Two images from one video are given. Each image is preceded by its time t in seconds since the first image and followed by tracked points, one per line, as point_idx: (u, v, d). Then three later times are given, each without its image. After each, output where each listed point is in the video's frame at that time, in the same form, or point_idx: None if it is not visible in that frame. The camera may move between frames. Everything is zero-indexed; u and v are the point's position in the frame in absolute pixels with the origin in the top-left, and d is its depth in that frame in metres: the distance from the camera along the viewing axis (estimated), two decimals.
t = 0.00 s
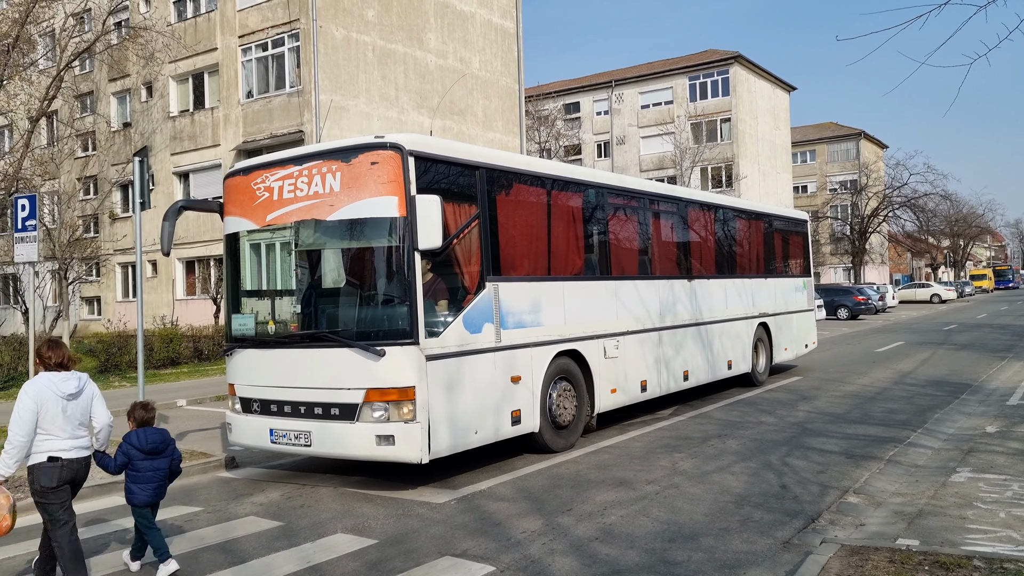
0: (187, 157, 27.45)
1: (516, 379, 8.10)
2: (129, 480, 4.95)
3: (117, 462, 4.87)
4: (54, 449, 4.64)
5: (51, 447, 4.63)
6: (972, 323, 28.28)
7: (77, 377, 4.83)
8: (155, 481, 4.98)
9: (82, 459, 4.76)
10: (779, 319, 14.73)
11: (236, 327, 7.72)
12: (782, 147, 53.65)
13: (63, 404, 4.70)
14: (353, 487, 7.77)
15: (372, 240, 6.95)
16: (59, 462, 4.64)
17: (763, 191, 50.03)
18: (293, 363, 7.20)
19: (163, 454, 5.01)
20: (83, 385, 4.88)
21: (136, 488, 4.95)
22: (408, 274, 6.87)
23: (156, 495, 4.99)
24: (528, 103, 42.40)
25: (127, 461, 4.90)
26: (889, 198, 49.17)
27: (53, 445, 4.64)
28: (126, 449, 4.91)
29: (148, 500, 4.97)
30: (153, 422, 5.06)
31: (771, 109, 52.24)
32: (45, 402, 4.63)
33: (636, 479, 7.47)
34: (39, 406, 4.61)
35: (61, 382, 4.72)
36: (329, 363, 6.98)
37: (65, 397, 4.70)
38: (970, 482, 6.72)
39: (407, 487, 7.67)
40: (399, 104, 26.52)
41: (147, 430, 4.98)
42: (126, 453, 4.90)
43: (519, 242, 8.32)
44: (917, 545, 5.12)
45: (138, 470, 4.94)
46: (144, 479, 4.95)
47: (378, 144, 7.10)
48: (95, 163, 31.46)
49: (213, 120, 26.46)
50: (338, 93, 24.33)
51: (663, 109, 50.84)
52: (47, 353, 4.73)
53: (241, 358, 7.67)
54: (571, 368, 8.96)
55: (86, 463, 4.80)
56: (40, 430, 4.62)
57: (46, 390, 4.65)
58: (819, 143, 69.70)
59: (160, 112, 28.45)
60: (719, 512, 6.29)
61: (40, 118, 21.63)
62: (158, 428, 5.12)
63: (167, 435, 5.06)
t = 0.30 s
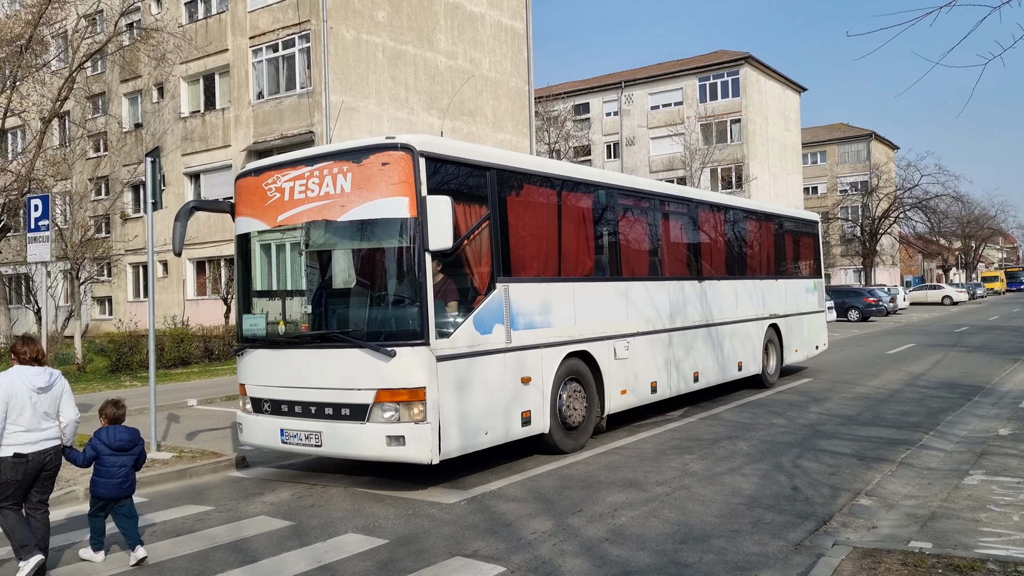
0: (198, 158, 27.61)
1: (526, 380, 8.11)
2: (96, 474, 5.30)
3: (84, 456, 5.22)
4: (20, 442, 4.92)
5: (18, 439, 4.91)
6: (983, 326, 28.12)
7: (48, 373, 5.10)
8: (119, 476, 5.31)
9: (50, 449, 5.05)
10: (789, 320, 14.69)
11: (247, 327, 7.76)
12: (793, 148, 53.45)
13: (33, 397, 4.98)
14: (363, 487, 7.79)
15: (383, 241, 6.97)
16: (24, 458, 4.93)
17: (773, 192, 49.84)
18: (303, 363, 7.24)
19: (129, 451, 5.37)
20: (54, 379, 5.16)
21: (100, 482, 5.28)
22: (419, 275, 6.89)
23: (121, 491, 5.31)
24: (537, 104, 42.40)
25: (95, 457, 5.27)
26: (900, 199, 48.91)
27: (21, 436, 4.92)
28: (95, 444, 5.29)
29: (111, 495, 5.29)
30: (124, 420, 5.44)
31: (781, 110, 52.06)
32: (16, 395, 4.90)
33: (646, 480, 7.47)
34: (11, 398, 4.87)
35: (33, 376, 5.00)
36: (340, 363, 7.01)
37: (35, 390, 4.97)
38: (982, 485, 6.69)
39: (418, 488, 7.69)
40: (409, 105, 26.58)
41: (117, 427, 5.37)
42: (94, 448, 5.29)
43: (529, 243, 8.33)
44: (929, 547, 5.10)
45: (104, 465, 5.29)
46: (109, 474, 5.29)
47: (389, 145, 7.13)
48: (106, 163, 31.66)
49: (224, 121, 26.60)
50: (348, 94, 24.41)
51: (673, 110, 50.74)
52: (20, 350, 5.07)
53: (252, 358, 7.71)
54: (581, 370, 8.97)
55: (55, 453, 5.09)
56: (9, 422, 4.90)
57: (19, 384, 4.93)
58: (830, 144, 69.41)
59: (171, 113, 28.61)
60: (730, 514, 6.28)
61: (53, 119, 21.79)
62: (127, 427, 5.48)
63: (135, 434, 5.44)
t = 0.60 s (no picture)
0: (205, 159, 27.69)
1: (532, 382, 8.11)
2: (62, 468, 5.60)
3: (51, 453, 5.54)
4: None
5: None
6: (991, 328, 27.98)
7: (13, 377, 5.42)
8: (83, 470, 5.59)
9: (11, 451, 5.32)
10: (796, 323, 14.66)
11: (253, 328, 7.78)
12: (799, 150, 53.33)
13: None
14: (369, 488, 7.80)
15: (389, 241, 6.98)
16: None
17: (779, 194, 49.72)
18: (309, 364, 7.25)
19: (92, 445, 5.64)
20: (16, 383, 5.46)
21: (67, 476, 5.57)
22: (425, 276, 6.90)
23: (86, 482, 5.62)
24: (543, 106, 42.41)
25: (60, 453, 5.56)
26: (907, 201, 48.76)
27: None
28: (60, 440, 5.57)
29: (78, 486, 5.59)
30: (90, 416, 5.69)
31: (787, 112, 51.94)
32: None
33: (652, 482, 7.46)
34: None
35: None
36: (346, 364, 7.02)
37: None
38: (990, 488, 6.66)
39: (423, 489, 7.69)
40: (415, 106, 26.61)
41: (80, 423, 5.63)
42: (59, 444, 5.56)
43: (535, 244, 8.33)
44: (937, 551, 5.08)
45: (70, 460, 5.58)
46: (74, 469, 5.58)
47: (396, 146, 7.14)
48: (113, 164, 31.77)
49: (230, 123, 26.67)
50: (354, 95, 24.46)
51: (679, 112, 50.70)
52: None
53: (257, 359, 7.74)
54: (587, 371, 8.96)
55: (18, 454, 5.35)
56: None
57: None
58: (836, 146, 69.26)
59: (178, 114, 28.72)
60: (736, 517, 6.27)
61: (60, 120, 21.88)
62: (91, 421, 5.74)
63: (99, 427, 5.68)
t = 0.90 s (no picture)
0: (209, 159, 27.74)
1: (535, 383, 8.11)
2: (42, 460, 5.90)
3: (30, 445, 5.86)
4: None
5: None
6: (994, 331, 27.95)
7: None
8: (63, 459, 5.95)
9: None
10: (800, 325, 14.64)
11: (256, 329, 7.79)
12: (803, 152, 53.27)
13: None
14: (371, 489, 7.80)
15: (392, 242, 6.99)
16: None
17: (783, 196, 49.65)
18: (312, 365, 7.25)
19: (70, 438, 6.03)
20: None
21: (48, 467, 5.89)
22: (429, 277, 6.90)
23: (66, 473, 5.96)
24: (547, 108, 42.42)
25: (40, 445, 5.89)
26: (911, 204, 48.68)
27: None
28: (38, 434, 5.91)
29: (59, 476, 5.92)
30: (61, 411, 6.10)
31: (791, 114, 51.89)
32: None
33: (655, 485, 7.45)
34: None
35: None
36: (348, 365, 7.03)
37: None
38: (994, 492, 6.64)
39: (426, 490, 7.69)
40: (419, 107, 26.63)
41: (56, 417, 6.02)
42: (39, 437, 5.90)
43: (539, 246, 8.32)
44: (941, 555, 5.06)
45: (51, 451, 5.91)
46: (54, 459, 5.92)
47: (399, 147, 7.14)
48: (118, 165, 31.84)
49: (234, 123, 26.73)
50: (358, 96, 24.49)
51: (683, 114, 50.71)
52: None
53: (260, 360, 7.74)
54: (590, 373, 8.96)
55: None
56: None
57: None
58: (840, 148, 69.19)
59: (182, 115, 28.78)
60: (740, 519, 6.26)
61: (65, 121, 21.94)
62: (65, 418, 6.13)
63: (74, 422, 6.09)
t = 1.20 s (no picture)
0: (211, 160, 27.77)
1: (536, 385, 8.11)
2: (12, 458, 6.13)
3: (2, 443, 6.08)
4: None
5: None
6: (996, 334, 27.93)
7: None
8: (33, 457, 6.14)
9: None
10: (801, 327, 14.62)
11: (258, 329, 7.79)
12: (806, 155, 53.22)
13: None
14: (372, 490, 7.79)
15: (394, 243, 6.99)
16: None
17: (785, 198, 49.61)
18: (314, 365, 7.25)
19: (41, 437, 6.22)
20: None
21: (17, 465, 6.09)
22: (430, 278, 6.90)
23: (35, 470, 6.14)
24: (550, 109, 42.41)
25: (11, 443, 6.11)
26: (914, 207, 48.74)
27: None
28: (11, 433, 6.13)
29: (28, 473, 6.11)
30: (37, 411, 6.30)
31: (794, 116, 51.86)
32: None
33: (656, 486, 7.44)
34: None
35: None
36: (350, 366, 7.03)
37: None
38: (996, 495, 6.63)
39: (427, 491, 7.69)
40: (422, 108, 26.66)
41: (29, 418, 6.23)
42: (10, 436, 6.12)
43: (540, 247, 8.32)
44: (943, 558, 5.06)
45: (21, 449, 6.12)
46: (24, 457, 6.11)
47: (402, 148, 7.15)
48: (120, 165, 31.89)
49: (237, 124, 26.74)
50: (361, 97, 24.52)
51: (686, 116, 50.77)
52: None
53: (262, 360, 7.74)
54: (591, 375, 8.95)
55: None
56: None
57: None
58: (842, 151, 69.16)
59: (185, 115, 28.80)
60: (741, 521, 6.26)
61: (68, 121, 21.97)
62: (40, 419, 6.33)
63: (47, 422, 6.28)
